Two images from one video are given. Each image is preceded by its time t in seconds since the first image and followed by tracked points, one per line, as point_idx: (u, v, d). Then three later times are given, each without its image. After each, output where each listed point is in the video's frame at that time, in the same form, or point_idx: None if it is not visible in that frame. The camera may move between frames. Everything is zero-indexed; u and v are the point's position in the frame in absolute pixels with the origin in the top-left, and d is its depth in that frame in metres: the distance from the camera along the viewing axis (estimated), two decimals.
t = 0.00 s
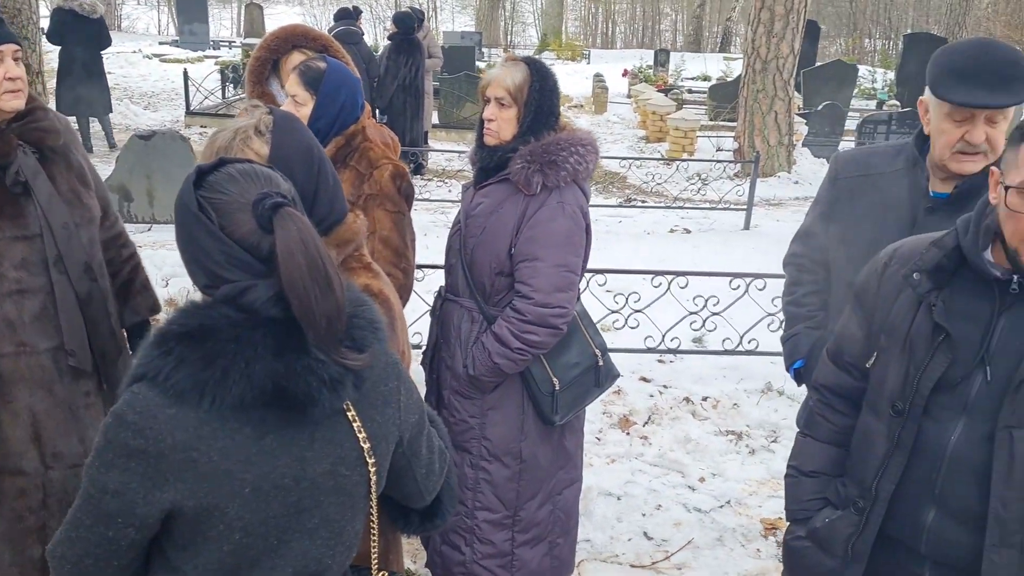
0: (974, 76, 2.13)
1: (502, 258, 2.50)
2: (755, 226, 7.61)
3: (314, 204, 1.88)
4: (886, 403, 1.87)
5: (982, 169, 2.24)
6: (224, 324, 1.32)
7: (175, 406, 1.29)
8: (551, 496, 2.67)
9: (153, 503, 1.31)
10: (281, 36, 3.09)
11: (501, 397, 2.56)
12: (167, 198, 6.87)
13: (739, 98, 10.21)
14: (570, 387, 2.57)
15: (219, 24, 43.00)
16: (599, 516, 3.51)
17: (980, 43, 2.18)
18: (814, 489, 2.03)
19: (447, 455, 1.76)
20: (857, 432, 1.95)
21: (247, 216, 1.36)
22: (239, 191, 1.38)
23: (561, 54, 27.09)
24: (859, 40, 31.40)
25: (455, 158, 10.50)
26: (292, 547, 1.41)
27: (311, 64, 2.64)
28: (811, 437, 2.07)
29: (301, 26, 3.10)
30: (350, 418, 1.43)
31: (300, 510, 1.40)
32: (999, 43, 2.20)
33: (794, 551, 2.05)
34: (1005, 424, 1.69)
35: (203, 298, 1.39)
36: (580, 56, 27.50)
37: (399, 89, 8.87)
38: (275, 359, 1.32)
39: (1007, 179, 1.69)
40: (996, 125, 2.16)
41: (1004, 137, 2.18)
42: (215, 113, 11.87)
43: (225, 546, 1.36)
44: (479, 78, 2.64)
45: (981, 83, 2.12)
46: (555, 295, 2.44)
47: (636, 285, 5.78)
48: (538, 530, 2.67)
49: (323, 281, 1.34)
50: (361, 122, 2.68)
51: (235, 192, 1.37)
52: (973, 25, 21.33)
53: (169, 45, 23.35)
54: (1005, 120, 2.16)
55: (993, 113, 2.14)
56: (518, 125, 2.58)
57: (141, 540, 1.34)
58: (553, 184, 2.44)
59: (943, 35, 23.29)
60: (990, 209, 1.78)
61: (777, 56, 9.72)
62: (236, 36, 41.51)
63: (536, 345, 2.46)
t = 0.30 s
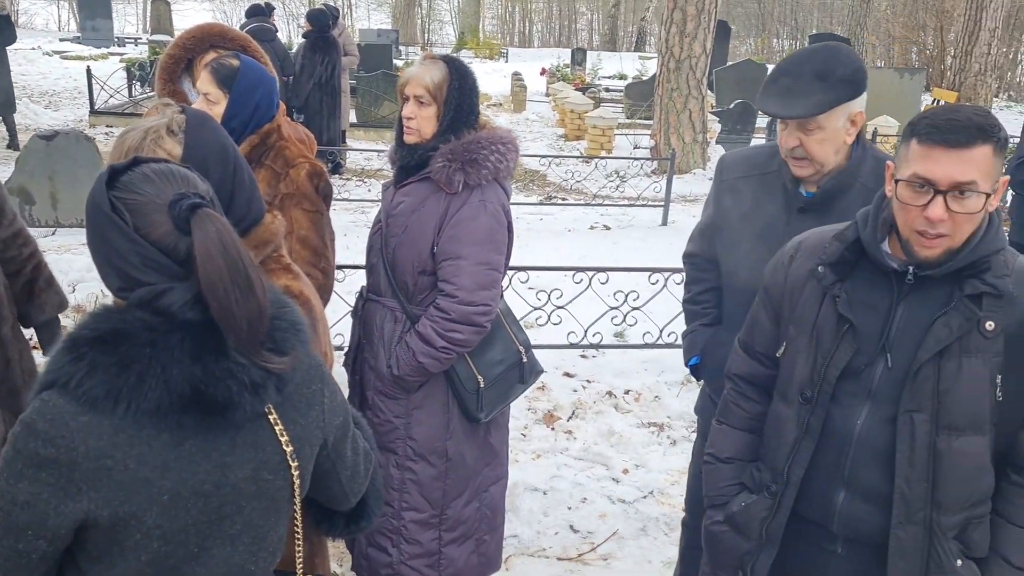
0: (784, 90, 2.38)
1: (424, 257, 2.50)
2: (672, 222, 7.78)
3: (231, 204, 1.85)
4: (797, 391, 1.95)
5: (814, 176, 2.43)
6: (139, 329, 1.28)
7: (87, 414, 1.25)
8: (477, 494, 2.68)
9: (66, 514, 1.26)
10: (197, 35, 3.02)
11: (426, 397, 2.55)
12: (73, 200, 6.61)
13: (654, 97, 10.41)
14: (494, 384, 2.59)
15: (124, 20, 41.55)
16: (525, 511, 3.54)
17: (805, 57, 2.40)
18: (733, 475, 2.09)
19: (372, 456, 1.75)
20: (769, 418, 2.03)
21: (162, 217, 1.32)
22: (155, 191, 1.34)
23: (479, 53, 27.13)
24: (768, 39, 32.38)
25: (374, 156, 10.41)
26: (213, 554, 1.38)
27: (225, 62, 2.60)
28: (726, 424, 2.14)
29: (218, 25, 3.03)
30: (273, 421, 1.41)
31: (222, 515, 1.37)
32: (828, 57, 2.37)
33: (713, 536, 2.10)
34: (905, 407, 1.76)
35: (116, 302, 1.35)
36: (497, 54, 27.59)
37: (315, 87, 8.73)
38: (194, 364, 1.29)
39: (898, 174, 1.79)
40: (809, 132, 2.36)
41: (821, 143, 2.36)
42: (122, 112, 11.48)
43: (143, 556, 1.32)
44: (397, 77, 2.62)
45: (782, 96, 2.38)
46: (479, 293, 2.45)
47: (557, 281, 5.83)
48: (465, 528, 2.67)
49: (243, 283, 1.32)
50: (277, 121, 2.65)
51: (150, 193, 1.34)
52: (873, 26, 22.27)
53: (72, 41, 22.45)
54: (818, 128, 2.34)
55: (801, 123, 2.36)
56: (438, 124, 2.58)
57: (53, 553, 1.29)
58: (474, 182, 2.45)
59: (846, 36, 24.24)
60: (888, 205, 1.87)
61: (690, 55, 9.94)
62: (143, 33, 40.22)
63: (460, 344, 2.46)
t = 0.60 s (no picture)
0: (631, 85, 2.39)
1: (370, 256, 2.47)
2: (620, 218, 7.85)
3: (170, 207, 1.82)
4: (742, 378, 1.99)
5: (672, 168, 2.48)
6: (72, 331, 1.25)
7: (20, 418, 1.21)
8: (429, 493, 2.67)
9: None
10: (137, 31, 2.94)
11: (375, 397, 2.53)
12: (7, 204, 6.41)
13: (601, 94, 10.48)
14: (443, 382, 2.58)
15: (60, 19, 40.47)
16: (478, 509, 3.54)
17: (651, 50, 2.40)
18: (684, 462, 2.12)
19: (319, 456, 1.73)
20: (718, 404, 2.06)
21: (93, 217, 1.29)
22: (85, 191, 1.31)
23: (425, 51, 27.03)
24: (712, 36, 32.86)
25: (321, 156, 10.30)
26: (155, 559, 1.35)
27: (163, 63, 2.57)
28: (679, 413, 2.16)
29: (158, 22, 2.96)
30: (214, 422, 1.38)
31: (164, 519, 1.34)
32: (674, 48, 2.38)
33: (664, 523, 2.13)
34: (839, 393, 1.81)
35: (48, 304, 1.31)
36: (444, 52, 27.52)
37: (259, 86, 8.60)
38: (131, 366, 1.26)
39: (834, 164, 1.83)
40: (661, 126, 2.40)
41: (673, 136, 2.41)
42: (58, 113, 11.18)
43: (82, 562, 1.29)
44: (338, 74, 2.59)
45: (631, 91, 2.40)
46: (425, 292, 2.44)
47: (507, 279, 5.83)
48: (417, 527, 2.66)
49: (178, 282, 1.29)
50: (218, 121, 2.60)
51: (81, 193, 1.31)
52: (813, 24, 22.73)
53: (4, 41, 21.79)
54: (668, 121, 2.38)
55: (653, 116, 2.39)
56: (380, 121, 2.55)
57: None
58: (417, 180, 2.44)
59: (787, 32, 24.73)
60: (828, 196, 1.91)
61: (635, 52, 10.02)
62: (80, 32, 39.24)
63: (408, 342, 2.44)
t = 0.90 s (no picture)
0: (496, 77, 2.44)
1: (306, 254, 2.45)
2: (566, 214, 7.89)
3: (95, 201, 1.78)
4: (679, 369, 2.01)
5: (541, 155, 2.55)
6: None
7: None
8: (371, 491, 2.67)
9: None
10: (79, 31, 2.91)
11: (315, 396, 2.52)
12: None
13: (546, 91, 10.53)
14: (385, 381, 2.58)
15: None
16: (425, 506, 3.53)
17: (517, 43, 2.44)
18: (625, 453, 2.15)
19: (253, 455, 1.70)
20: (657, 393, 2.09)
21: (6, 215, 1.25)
22: None
23: (371, 49, 26.89)
24: (657, 34, 33.25)
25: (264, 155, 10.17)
26: (82, 563, 1.32)
27: (89, 61, 2.54)
28: (624, 404, 2.19)
29: (99, 23, 2.93)
30: (140, 422, 1.35)
31: (90, 521, 1.31)
32: (540, 39, 2.42)
33: (606, 511, 2.15)
34: (770, 381, 1.85)
35: None
36: (390, 49, 27.40)
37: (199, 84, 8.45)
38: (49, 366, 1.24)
39: (761, 160, 1.89)
40: (529, 117, 2.46)
41: (541, 127, 2.47)
42: None
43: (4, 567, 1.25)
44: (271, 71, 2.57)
45: (497, 83, 2.46)
46: (363, 290, 2.43)
47: (453, 277, 5.83)
48: (361, 526, 2.66)
49: (98, 280, 1.27)
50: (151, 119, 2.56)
51: None
52: (754, 23, 23.11)
53: None
54: (535, 112, 2.44)
55: (520, 108, 2.46)
56: (314, 118, 2.54)
57: None
58: (353, 177, 2.43)
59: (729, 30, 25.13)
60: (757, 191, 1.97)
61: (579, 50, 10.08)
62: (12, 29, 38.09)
63: (346, 341, 2.43)
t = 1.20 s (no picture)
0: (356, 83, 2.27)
1: (238, 256, 2.43)
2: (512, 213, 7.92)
3: (6, 201, 1.73)
4: (611, 365, 2.03)
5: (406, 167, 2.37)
6: None
7: None
8: (310, 493, 2.65)
9: None
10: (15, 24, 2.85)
11: (250, 399, 2.49)
12: None
13: (491, 90, 10.55)
14: (322, 382, 2.56)
15: None
16: (368, 508, 3.52)
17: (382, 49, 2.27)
18: (563, 447, 2.16)
19: (177, 459, 1.68)
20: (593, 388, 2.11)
21: None
22: None
23: (317, 49, 26.67)
24: (604, 34, 33.56)
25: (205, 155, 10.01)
26: None
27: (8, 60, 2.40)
28: (565, 398, 2.21)
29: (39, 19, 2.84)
30: (53, 426, 1.33)
31: (3, 528, 1.29)
32: (398, 44, 2.24)
33: (544, 507, 2.17)
34: (699, 377, 1.88)
35: None
36: (336, 49, 27.19)
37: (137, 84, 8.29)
38: None
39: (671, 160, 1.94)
40: (388, 125, 2.29)
41: (401, 136, 2.30)
42: None
43: None
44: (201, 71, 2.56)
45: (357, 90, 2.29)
46: (297, 291, 2.41)
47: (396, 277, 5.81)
48: (299, 529, 2.64)
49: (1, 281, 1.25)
50: (76, 119, 2.50)
51: None
52: (698, 23, 23.43)
53: None
54: (393, 121, 2.27)
55: (379, 116, 2.28)
56: (244, 119, 2.52)
57: None
58: (285, 178, 2.41)
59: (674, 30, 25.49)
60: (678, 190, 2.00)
61: (524, 49, 10.12)
62: None
63: (280, 342, 2.41)
